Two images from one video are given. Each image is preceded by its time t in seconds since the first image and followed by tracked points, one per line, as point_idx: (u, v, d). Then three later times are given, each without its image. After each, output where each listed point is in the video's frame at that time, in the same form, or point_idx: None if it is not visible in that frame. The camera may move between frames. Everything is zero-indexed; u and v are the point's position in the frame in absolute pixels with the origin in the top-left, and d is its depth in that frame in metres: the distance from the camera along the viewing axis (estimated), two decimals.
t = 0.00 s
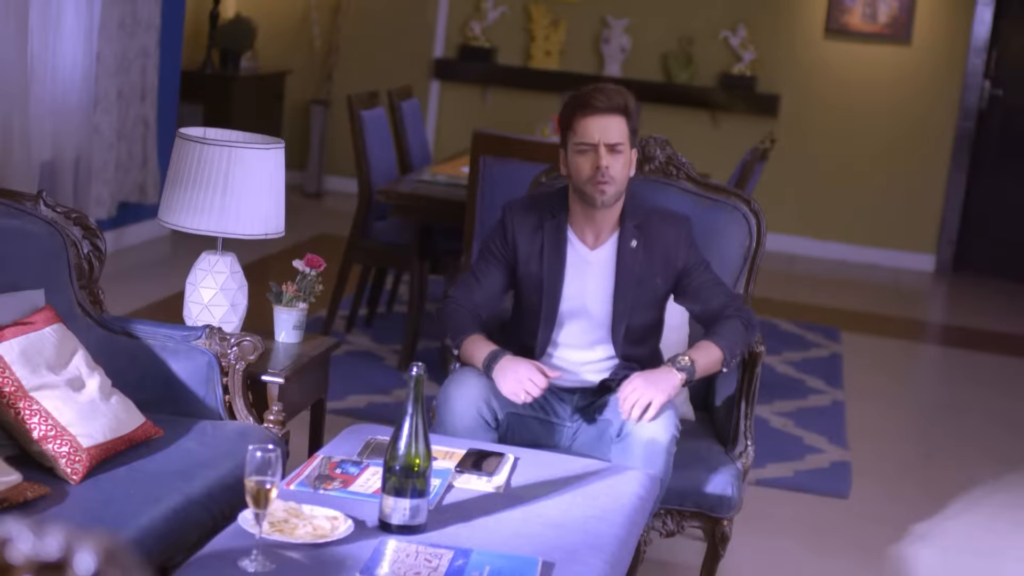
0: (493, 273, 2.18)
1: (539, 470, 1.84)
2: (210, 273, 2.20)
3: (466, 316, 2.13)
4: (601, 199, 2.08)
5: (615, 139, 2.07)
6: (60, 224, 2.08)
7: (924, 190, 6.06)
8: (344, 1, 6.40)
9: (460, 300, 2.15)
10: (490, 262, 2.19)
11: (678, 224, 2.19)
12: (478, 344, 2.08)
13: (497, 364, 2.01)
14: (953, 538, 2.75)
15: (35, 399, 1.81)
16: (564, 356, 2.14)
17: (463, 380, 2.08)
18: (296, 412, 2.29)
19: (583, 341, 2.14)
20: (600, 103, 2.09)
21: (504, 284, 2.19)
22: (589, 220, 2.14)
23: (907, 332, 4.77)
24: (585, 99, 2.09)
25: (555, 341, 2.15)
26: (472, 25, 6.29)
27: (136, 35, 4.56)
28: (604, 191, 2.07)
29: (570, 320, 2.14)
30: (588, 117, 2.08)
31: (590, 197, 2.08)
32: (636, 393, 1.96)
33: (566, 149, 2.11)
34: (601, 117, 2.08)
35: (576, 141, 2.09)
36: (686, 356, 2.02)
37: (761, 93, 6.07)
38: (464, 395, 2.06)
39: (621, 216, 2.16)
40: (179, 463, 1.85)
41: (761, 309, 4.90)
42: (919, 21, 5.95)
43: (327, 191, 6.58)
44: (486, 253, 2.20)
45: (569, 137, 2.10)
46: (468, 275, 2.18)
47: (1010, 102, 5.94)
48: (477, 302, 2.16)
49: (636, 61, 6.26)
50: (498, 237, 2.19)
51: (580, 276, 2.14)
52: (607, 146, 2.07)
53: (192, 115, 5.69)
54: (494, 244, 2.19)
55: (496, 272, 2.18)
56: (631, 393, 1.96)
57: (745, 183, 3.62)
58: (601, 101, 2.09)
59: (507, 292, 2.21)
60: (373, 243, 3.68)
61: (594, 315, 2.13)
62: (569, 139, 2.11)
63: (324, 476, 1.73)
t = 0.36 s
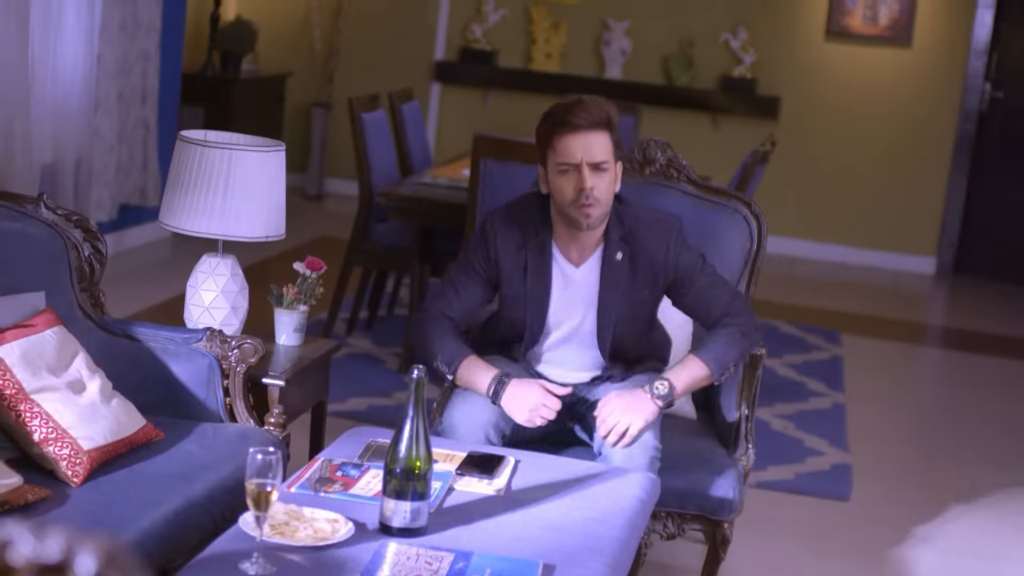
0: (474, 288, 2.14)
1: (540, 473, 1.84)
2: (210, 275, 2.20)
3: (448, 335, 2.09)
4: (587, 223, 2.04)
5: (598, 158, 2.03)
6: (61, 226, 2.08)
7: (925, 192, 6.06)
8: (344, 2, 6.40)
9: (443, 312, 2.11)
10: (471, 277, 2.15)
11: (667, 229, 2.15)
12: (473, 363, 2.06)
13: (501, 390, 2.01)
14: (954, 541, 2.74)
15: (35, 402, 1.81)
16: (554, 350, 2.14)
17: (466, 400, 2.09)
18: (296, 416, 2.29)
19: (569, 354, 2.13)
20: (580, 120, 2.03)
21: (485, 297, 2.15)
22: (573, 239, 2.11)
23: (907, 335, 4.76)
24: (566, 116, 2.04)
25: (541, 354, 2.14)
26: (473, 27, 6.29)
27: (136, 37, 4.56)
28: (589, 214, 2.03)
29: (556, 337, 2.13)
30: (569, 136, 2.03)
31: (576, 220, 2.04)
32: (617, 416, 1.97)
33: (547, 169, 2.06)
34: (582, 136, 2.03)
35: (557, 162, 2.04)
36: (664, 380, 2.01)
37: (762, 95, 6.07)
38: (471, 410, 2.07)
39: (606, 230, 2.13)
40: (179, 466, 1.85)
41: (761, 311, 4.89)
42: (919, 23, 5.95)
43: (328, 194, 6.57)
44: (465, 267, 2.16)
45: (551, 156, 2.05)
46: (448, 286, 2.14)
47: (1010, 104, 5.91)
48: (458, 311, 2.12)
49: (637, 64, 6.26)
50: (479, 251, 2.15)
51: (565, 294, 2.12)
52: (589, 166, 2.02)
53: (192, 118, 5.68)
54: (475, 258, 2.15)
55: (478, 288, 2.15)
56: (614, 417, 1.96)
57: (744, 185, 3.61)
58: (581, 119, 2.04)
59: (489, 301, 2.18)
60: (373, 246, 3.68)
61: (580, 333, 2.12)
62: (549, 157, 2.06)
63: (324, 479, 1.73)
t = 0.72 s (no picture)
0: (479, 235, 2.20)
1: (535, 512, 1.84)
2: (206, 313, 2.20)
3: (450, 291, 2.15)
4: (592, 150, 2.05)
5: (604, 84, 2.04)
6: (57, 264, 2.08)
7: (920, 229, 6.08)
8: (341, 38, 6.41)
9: (449, 273, 2.18)
10: (475, 224, 2.20)
11: (667, 169, 2.16)
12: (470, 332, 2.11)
13: (482, 374, 2.03)
14: None
15: (31, 440, 1.81)
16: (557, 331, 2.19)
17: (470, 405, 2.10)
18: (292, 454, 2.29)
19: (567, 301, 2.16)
20: (587, 50, 2.06)
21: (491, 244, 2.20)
22: (575, 171, 2.13)
23: (903, 372, 4.77)
24: (573, 47, 2.06)
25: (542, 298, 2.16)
26: (470, 65, 6.31)
27: (132, 73, 4.58)
28: (595, 141, 2.03)
29: (557, 278, 2.14)
30: (574, 64, 2.05)
31: (579, 147, 2.05)
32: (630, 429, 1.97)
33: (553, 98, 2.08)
34: (587, 62, 2.05)
35: (562, 90, 2.06)
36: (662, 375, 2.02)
37: (757, 133, 6.08)
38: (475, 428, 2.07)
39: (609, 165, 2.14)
40: (172, 505, 1.85)
41: (757, 349, 4.89)
42: (913, 61, 5.99)
43: (324, 231, 6.56)
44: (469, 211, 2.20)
45: (556, 84, 2.07)
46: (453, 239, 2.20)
47: (1004, 141, 5.99)
48: (465, 264, 2.19)
49: (633, 101, 6.28)
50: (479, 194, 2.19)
51: (566, 230, 2.14)
52: (595, 91, 2.04)
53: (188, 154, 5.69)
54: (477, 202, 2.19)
55: (482, 235, 2.20)
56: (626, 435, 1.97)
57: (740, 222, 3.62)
58: (587, 49, 2.06)
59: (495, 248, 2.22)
60: (369, 283, 3.68)
61: (581, 271, 2.13)
62: (555, 87, 2.08)
63: (320, 518, 1.72)
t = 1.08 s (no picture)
0: (467, 266, 1.81)
1: None
2: (176, 443, 2.20)
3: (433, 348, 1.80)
4: (589, 155, 1.69)
5: (605, 87, 1.70)
6: (26, 394, 2.06)
7: (889, 357, 6.12)
8: (313, 169, 6.46)
9: (433, 316, 1.81)
10: (461, 251, 1.81)
11: (667, 195, 1.80)
12: (445, 374, 1.78)
13: (438, 420, 1.73)
14: None
15: None
16: (538, 396, 1.78)
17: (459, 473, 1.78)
18: None
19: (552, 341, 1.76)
20: (587, 47, 1.72)
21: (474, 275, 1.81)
22: (571, 181, 1.75)
23: (873, 502, 4.77)
24: (573, 45, 1.73)
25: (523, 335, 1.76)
26: (441, 194, 6.36)
27: (106, 203, 4.60)
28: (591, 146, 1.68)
29: (541, 309, 1.75)
30: (574, 64, 1.71)
31: (575, 152, 1.69)
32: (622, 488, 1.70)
33: (549, 97, 1.73)
34: (587, 64, 1.71)
35: (560, 88, 1.71)
36: (666, 426, 1.70)
37: (726, 262, 6.11)
38: (465, 509, 1.76)
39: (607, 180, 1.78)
40: None
41: (727, 479, 4.89)
42: (879, 191, 6.10)
43: (293, 361, 6.54)
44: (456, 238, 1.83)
45: (554, 82, 1.72)
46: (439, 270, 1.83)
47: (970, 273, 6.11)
48: (450, 301, 1.81)
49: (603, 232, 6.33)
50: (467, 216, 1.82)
51: (557, 250, 1.75)
52: (595, 93, 1.69)
53: (160, 283, 5.69)
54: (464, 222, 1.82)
55: (473, 264, 1.81)
56: (628, 492, 1.68)
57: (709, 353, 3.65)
58: (589, 48, 1.72)
59: (479, 283, 1.83)
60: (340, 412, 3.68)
61: (573, 300, 1.75)
62: (551, 86, 1.73)
63: None
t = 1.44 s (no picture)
0: (487, 253, 1.68)
1: None
2: (161, 481, 2.20)
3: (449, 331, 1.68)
4: (616, 132, 1.58)
5: (635, 70, 1.59)
6: (11, 431, 2.05)
7: (874, 394, 6.13)
8: (298, 209, 6.47)
9: (448, 302, 1.69)
10: (481, 237, 1.69)
11: (692, 194, 1.66)
12: (452, 361, 1.67)
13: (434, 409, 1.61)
14: None
15: None
16: (544, 396, 1.61)
17: (460, 499, 1.64)
18: None
19: (566, 326, 1.59)
20: (617, 29, 1.62)
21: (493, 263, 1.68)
22: (592, 160, 1.62)
23: (859, 537, 4.77)
24: (602, 28, 1.62)
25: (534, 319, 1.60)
26: (426, 233, 6.34)
27: (90, 242, 4.60)
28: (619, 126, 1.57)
29: (554, 291, 1.59)
30: (603, 44, 1.60)
31: (602, 130, 1.58)
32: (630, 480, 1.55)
33: (577, 78, 1.62)
34: (618, 46, 1.60)
35: (587, 67, 1.60)
36: (679, 424, 1.54)
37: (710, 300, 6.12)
38: (468, 538, 1.61)
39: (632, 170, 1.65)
40: None
41: (713, 515, 4.89)
42: (863, 229, 6.12)
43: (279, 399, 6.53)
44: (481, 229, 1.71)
45: (582, 63, 1.61)
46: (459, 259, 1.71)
47: (954, 310, 6.14)
48: (466, 288, 1.69)
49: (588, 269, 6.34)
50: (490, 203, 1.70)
51: (577, 228, 1.61)
52: (624, 74, 1.58)
53: (145, 321, 5.69)
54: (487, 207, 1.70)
55: (491, 251, 1.68)
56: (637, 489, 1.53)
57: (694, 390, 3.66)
58: (619, 31, 1.62)
59: (496, 272, 1.69)
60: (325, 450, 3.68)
61: (589, 281, 1.59)
62: (578, 68, 1.62)
63: None
